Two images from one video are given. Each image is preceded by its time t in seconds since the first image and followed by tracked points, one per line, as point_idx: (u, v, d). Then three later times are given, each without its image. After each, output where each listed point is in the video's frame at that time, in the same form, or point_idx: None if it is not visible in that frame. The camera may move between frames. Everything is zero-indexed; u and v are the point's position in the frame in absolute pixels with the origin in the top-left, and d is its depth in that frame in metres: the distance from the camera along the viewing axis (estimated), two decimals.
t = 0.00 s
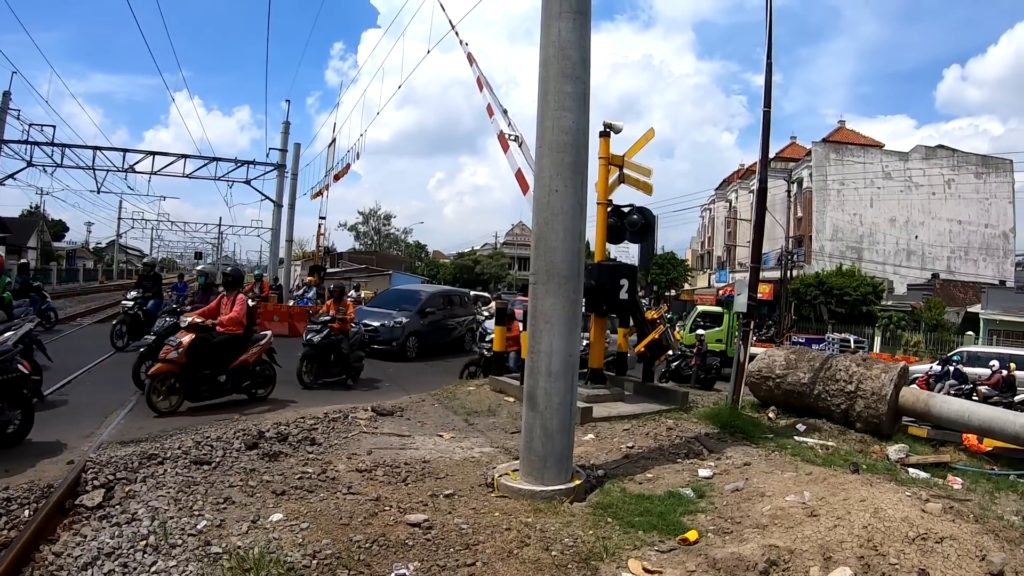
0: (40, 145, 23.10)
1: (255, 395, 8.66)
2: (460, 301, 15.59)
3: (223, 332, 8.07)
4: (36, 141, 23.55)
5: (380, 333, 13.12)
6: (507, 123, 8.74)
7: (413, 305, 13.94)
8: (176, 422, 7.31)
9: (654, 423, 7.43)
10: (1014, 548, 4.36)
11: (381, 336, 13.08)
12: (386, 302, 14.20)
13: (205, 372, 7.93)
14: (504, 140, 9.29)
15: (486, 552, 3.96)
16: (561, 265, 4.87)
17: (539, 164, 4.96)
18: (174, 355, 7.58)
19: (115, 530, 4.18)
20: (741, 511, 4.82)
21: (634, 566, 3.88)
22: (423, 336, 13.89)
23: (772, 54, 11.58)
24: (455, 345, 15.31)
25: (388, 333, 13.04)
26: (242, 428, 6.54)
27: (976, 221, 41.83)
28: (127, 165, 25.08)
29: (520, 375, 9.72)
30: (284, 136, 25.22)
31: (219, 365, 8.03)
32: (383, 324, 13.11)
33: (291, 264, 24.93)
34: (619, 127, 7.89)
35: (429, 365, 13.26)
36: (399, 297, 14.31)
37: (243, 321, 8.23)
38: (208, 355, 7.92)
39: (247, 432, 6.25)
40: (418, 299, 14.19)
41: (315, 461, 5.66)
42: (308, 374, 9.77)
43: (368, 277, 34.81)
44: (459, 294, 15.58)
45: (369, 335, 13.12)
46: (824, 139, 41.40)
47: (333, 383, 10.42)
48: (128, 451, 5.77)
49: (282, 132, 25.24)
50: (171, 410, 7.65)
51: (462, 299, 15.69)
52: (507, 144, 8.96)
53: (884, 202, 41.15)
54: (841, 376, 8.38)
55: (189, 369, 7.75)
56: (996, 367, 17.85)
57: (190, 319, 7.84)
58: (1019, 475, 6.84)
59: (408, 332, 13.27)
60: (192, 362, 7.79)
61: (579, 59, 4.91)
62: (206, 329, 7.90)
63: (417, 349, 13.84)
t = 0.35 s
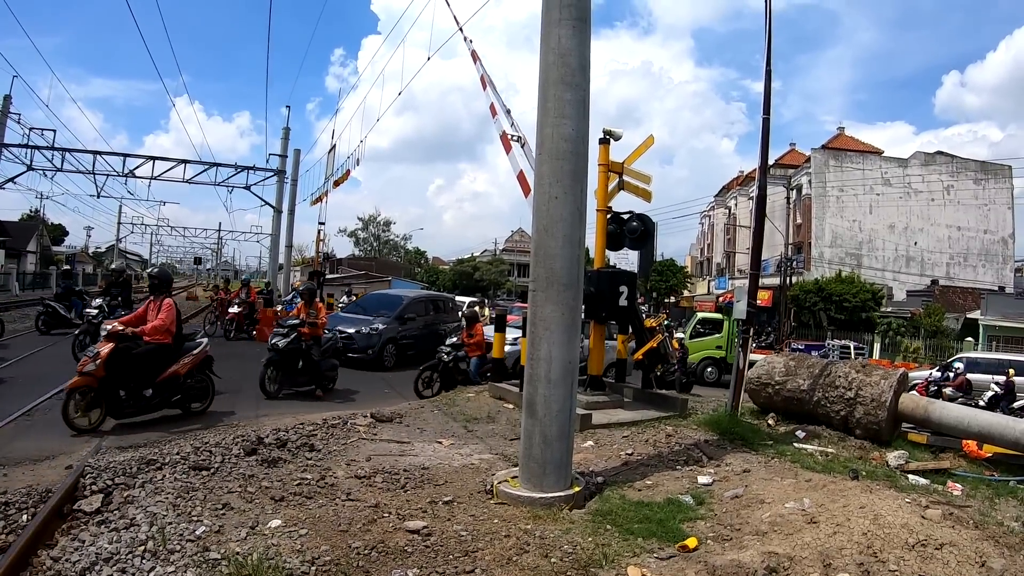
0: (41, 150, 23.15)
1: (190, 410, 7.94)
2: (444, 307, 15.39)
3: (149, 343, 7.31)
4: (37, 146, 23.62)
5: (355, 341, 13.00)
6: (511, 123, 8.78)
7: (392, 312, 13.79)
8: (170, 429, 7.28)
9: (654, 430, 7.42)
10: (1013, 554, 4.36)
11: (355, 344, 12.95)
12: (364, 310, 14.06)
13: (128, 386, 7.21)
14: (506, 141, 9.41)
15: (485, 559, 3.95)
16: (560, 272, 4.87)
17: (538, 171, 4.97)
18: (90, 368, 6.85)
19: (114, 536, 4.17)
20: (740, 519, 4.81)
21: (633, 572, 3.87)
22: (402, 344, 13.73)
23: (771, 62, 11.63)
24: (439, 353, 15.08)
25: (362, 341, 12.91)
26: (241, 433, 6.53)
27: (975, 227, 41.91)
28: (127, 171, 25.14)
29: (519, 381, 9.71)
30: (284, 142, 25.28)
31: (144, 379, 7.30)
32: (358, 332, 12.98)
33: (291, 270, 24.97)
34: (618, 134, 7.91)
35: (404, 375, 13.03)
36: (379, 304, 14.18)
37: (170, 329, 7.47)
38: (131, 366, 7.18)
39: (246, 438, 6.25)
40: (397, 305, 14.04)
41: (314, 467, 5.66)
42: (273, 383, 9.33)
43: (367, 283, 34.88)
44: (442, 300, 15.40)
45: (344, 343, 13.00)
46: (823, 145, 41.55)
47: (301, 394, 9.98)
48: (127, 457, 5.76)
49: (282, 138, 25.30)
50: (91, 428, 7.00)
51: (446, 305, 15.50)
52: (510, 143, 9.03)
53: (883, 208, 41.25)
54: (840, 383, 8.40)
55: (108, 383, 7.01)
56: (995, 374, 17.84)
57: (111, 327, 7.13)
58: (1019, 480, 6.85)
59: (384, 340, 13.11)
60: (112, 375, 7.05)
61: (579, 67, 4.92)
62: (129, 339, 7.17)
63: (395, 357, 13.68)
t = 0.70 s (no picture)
0: (45, 154, 23.20)
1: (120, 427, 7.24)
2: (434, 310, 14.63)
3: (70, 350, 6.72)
4: (41, 151, 23.71)
5: (332, 345, 12.26)
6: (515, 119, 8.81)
7: (375, 315, 13.05)
8: (174, 432, 7.30)
9: (656, 434, 7.41)
10: (1017, 557, 4.36)
11: (333, 348, 12.20)
12: (345, 312, 13.33)
13: (46, 394, 6.58)
14: (511, 137, 9.51)
15: (487, 562, 3.96)
16: (562, 276, 4.88)
17: (540, 175, 4.98)
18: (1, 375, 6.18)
19: (116, 538, 4.18)
20: (743, 522, 4.80)
21: None
22: (384, 350, 12.99)
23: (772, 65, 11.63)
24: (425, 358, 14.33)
25: (340, 345, 12.17)
26: (244, 437, 6.54)
27: (978, 229, 41.83)
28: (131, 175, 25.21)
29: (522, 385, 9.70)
30: (287, 146, 25.33)
31: (63, 389, 6.67)
32: (337, 335, 12.25)
33: (294, 274, 25.01)
34: (620, 137, 7.92)
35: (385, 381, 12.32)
36: (362, 306, 13.43)
37: (92, 335, 6.89)
38: (44, 373, 6.54)
39: (249, 441, 6.25)
40: (382, 307, 13.31)
41: (317, 470, 5.66)
42: (231, 392, 8.59)
43: (371, 286, 34.93)
44: (431, 303, 14.64)
45: (319, 348, 12.25)
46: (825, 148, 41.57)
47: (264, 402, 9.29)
48: (129, 459, 5.78)
49: (285, 142, 25.35)
50: (4, 442, 6.34)
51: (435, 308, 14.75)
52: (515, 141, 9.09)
53: (886, 211, 41.23)
54: (843, 385, 8.40)
55: (22, 392, 6.36)
56: (1000, 376, 17.78)
57: (25, 331, 6.48)
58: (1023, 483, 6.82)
59: (365, 345, 12.39)
60: (26, 384, 6.39)
61: (580, 70, 4.93)
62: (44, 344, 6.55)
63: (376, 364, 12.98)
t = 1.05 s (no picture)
0: (45, 163, 23.27)
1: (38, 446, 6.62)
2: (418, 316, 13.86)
3: None
4: (41, 161, 23.79)
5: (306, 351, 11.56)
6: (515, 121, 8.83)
7: (353, 319, 12.35)
8: (176, 440, 7.31)
9: (659, 435, 7.43)
10: (1020, 552, 4.36)
11: (306, 354, 11.49)
12: (323, 317, 12.64)
13: None
14: (511, 136, 9.57)
15: (490, 566, 3.97)
16: (562, 279, 4.89)
17: (539, 178, 4.99)
18: None
19: (120, 546, 4.19)
20: (746, 522, 4.81)
21: None
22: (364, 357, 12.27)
23: (769, 64, 11.65)
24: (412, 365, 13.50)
25: (315, 351, 11.46)
26: (247, 443, 6.56)
27: (978, 225, 41.73)
28: (131, 184, 25.27)
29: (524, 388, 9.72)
30: (286, 152, 25.39)
31: None
32: (311, 340, 11.55)
33: (295, 280, 25.03)
34: (618, 139, 7.93)
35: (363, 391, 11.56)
36: (341, 311, 12.75)
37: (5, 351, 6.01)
38: None
39: (252, 447, 6.27)
40: (360, 311, 12.61)
41: (319, 476, 5.67)
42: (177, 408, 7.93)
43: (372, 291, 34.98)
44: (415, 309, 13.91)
45: (293, 355, 11.57)
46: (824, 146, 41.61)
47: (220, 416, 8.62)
48: (132, 467, 5.79)
49: (285, 148, 25.41)
50: None
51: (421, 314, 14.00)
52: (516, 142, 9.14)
53: (886, 208, 41.25)
54: (845, 383, 8.40)
55: None
56: (1002, 372, 17.76)
57: None
58: None
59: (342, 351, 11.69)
60: None
61: (577, 73, 4.95)
62: None
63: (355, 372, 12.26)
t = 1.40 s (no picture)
0: (42, 173, 23.27)
1: None
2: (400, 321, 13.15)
3: None
4: (38, 171, 23.81)
5: (278, 359, 10.92)
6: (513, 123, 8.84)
7: (329, 324, 11.70)
8: (176, 449, 7.29)
9: (659, 436, 7.43)
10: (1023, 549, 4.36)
11: (277, 362, 10.85)
12: (298, 322, 12.01)
13: None
14: (510, 136, 9.57)
15: (492, 570, 3.96)
16: (560, 283, 4.90)
17: (536, 183, 4.99)
18: None
19: (122, 556, 4.18)
20: (747, 523, 4.81)
21: None
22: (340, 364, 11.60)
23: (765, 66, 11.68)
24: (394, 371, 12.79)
25: (287, 359, 10.81)
26: (247, 451, 6.56)
27: (976, 221, 41.83)
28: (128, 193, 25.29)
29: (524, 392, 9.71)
30: (283, 160, 25.40)
31: None
32: (283, 347, 10.92)
33: (293, 287, 25.02)
34: (615, 142, 7.95)
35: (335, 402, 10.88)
36: (317, 315, 12.10)
37: None
38: None
39: (252, 455, 6.26)
40: (338, 315, 11.95)
41: (320, 483, 5.66)
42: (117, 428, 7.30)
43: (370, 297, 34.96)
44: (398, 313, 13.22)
45: (263, 363, 10.93)
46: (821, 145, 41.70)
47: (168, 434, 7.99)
48: (133, 477, 5.78)
49: (281, 155, 25.42)
50: None
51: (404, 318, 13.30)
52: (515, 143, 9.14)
53: (883, 206, 41.32)
54: (845, 383, 8.40)
55: None
56: (1001, 368, 17.78)
57: None
58: None
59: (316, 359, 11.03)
60: None
61: (573, 77, 4.96)
62: None
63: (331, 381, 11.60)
